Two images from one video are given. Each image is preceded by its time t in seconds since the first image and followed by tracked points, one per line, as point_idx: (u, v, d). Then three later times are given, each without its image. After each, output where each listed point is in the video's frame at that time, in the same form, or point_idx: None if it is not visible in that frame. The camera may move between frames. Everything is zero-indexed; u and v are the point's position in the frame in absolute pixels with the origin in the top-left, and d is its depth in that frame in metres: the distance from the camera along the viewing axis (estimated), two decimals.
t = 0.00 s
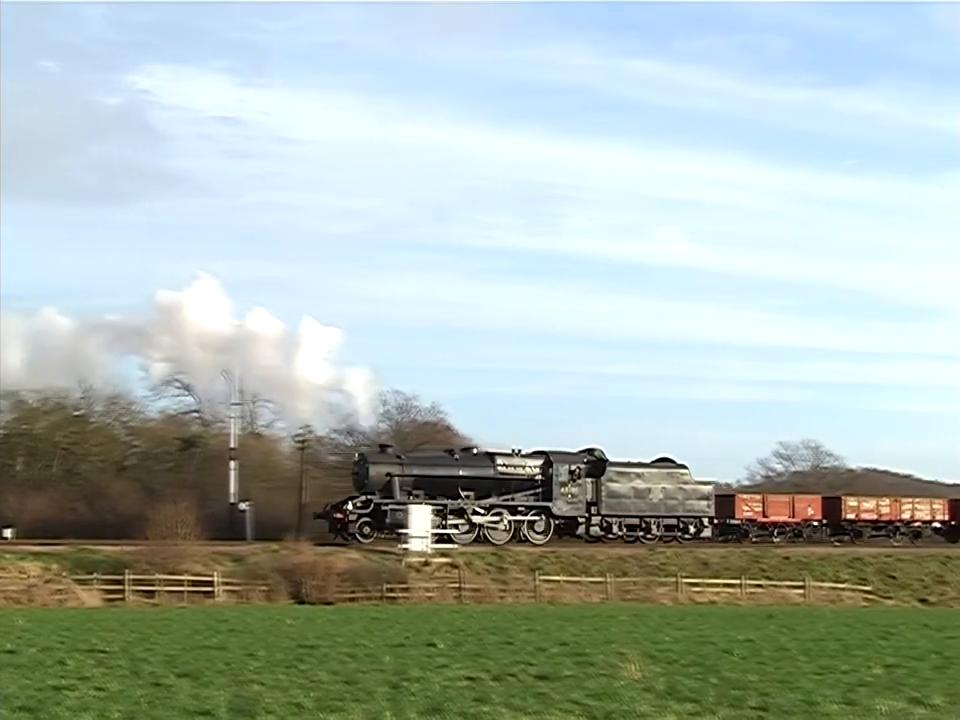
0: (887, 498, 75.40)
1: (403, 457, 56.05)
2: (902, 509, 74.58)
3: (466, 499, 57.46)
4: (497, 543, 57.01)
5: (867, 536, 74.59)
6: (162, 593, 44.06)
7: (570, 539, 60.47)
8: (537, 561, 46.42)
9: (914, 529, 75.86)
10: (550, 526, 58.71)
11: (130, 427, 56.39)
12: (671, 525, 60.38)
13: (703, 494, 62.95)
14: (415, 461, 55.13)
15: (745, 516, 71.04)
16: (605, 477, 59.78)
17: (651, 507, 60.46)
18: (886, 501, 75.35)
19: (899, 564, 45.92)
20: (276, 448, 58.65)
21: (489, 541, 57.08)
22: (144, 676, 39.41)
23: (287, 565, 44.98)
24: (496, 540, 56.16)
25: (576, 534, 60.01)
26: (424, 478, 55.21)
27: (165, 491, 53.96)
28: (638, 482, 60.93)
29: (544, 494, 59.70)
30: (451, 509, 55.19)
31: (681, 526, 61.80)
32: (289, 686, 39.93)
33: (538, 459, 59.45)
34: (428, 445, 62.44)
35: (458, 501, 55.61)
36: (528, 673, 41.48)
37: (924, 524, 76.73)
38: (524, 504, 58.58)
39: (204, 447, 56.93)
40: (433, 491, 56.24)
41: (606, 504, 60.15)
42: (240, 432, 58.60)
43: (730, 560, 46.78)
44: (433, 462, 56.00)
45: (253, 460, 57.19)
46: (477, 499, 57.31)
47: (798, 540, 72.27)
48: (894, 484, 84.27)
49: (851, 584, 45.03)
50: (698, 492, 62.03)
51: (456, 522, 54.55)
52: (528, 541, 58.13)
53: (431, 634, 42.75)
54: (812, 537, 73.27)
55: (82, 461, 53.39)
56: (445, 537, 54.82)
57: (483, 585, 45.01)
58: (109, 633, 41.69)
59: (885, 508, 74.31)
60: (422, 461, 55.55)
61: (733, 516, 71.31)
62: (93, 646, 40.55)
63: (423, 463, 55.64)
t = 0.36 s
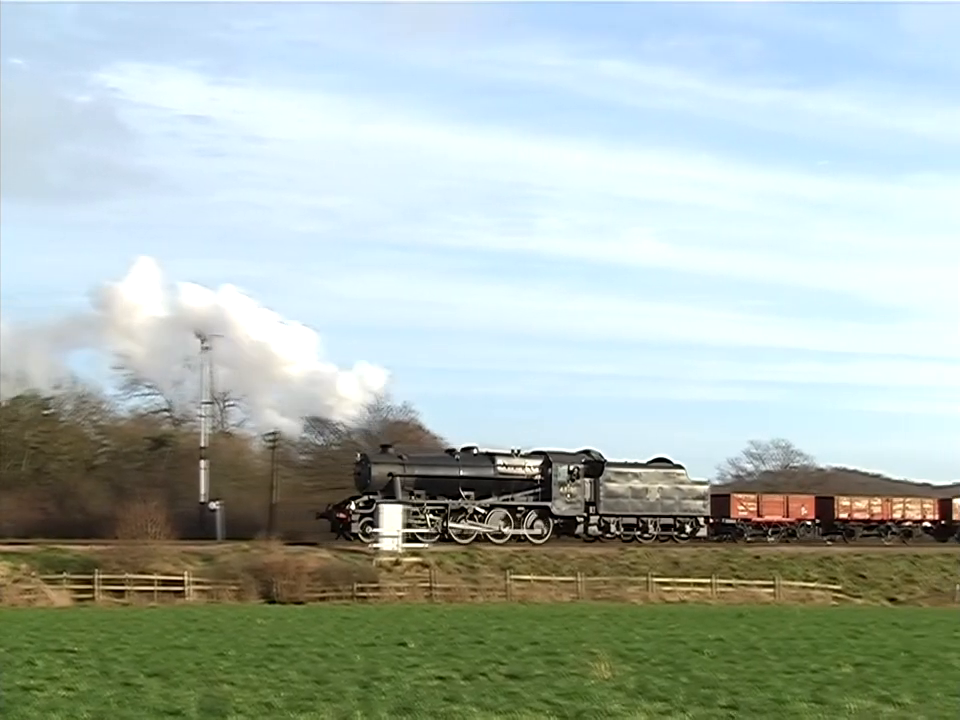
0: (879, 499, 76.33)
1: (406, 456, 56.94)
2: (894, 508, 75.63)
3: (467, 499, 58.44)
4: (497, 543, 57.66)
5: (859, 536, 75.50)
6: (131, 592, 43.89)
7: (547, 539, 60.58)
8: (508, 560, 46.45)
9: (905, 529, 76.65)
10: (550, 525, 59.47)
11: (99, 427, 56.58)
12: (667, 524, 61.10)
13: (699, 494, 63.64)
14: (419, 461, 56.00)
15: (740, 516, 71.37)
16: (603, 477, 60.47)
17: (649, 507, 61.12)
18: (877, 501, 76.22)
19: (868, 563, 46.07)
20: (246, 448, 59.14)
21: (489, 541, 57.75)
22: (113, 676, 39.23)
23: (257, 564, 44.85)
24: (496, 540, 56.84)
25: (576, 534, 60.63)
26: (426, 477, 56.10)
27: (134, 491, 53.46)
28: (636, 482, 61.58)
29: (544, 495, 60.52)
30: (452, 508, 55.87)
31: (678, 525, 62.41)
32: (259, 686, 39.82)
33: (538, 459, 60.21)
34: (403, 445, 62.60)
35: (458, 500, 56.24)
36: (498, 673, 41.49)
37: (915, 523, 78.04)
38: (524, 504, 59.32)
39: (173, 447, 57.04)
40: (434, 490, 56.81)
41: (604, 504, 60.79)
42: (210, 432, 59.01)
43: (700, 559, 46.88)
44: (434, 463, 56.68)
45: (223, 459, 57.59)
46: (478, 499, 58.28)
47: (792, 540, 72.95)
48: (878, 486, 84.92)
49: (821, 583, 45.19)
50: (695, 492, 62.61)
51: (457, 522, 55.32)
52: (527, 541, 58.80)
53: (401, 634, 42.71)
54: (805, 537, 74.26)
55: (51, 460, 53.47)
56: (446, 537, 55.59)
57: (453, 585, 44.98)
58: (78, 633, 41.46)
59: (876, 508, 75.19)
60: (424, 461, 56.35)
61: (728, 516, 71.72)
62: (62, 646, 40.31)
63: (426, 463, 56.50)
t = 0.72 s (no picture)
0: (869, 499, 76.86)
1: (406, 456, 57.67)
2: (884, 508, 76.20)
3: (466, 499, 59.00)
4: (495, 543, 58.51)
5: (849, 536, 76.14)
6: (101, 594, 43.75)
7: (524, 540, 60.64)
8: (478, 561, 46.49)
9: (895, 529, 77.11)
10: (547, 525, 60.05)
11: (67, 428, 56.66)
12: (662, 525, 61.75)
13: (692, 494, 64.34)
14: (419, 462, 56.89)
15: (734, 516, 71.29)
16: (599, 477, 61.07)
17: (644, 507, 61.74)
18: (867, 500, 76.72)
19: (837, 563, 46.22)
20: (215, 449, 59.31)
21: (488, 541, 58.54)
22: (82, 678, 39.05)
23: (227, 565, 44.79)
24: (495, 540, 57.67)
25: (572, 534, 61.22)
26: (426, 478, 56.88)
27: (104, 492, 53.24)
28: (631, 483, 62.16)
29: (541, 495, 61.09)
30: (450, 508, 56.71)
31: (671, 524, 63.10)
32: (228, 687, 39.72)
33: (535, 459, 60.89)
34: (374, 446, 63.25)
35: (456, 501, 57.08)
36: (468, 673, 41.49)
37: (904, 524, 78.99)
38: (523, 504, 60.03)
39: (142, 448, 57.18)
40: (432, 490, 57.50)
41: (600, 504, 61.33)
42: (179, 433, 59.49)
43: (670, 559, 46.96)
44: (433, 464, 57.25)
45: (193, 459, 57.64)
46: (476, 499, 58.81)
47: (785, 540, 73.19)
48: (864, 488, 85.29)
49: (790, 584, 45.33)
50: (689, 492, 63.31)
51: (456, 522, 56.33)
52: (524, 541, 59.51)
53: (371, 635, 42.68)
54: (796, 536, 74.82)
55: (20, 462, 53.10)
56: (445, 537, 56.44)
57: (423, 585, 44.97)
58: (46, 635, 41.26)
59: (866, 508, 75.68)
60: (424, 462, 57.18)
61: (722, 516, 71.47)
62: (30, 648, 40.11)
63: (426, 463, 57.27)
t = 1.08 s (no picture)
0: (864, 499, 77.28)
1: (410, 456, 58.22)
2: (881, 508, 76.40)
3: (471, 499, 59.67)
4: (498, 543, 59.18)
5: (846, 536, 76.31)
6: (76, 594, 43.64)
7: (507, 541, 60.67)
8: (454, 560, 46.51)
9: (890, 529, 77.48)
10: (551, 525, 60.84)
11: (42, 428, 56.22)
12: (663, 525, 62.59)
13: (690, 495, 65.23)
14: (425, 462, 57.52)
15: (734, 516, 71.63)
16: (601, 478, 61.98)
17: (645, 507, 62.63)
18: (864, 501, 77.06)
19: (812, 562, 46.37)
20: (191, 448, 59.21)
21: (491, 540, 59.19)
22: (57, 679, 38.88)
23: (203, 565, 44.74)
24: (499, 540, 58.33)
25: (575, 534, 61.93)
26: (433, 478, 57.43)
27: (80, 492, 53.12)
28: (631, 482, 62.91)
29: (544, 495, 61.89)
30: (454, 508, 57.27)
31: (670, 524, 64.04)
32: (203, 688, 39.64)
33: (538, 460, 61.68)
34: (350, 447, 63.39)
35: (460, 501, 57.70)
36: (444, 673, 41.47)
37: (899, 524, 79.27)
38: (526, 504, 60.75)
39: (117, 447, 56.86)
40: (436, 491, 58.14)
41: (601, 504, 62.15)
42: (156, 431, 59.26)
43: (646, 559, 47.06)
44: (439, 465, 57.87)
45: (168, 459, 57.48)
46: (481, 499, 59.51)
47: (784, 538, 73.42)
48: (858, 488, 85.62)
49: (765, 583, 45.43)
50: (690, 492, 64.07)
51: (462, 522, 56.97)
52: (527, 541, 60.08)
53: (347, 635, 42.63)
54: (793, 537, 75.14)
55: None
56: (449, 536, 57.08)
57: (399, 585, 44.94)
58: (21, 636, 41.08)
59: (863, 508, 76.02)
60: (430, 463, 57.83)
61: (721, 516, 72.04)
62: (4, 649, 39.92)
63: (432, 464, 57.90)
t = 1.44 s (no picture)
0: (853, 500, 77.70)
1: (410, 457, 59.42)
2: (870, 508, 76.85)
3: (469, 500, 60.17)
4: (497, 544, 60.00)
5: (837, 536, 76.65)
6: (45, 595, 43.48)
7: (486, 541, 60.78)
8: (424, 561, 46.51)
9: (880, 529, 77.89)
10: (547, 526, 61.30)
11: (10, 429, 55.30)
12: (658, 525, 62.90)
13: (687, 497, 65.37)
14: (425, 462, 58.73)
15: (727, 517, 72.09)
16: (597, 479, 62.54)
17: (640, 507, 63.05)
18: (854, 502, 77.57)
19: (781, 562, 46.50)
20: (161, 448, 58.70)
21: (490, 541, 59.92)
22: (25, 680, 38.67)
23: (172, 565, 44.63)
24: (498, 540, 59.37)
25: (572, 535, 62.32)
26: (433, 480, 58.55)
27: (50, 492, 52.93)
28: (627, 483, 63.34)
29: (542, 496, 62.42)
30: (453, 509, 58.35)
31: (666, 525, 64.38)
32: (173, 689, 39.49)
33: (536, 460, 62.71)
34: (321, 448, 63.43)
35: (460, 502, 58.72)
36: (414, 674, 41.43)
37: (888, 524, 79.62)
38: (524, 504, 61.22)
39: (86, 448, 56.08)
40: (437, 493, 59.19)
41: (597, 505, 62.62)
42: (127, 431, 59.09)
43: (616, 559, 47.14)
44: (440, 466, 59.18)
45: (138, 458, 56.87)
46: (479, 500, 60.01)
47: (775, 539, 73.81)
48: (848, 489, 86.13)
49: (735, 583, 45.54)
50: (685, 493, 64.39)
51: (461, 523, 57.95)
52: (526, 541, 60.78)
53: (317, 635, 42.57)
54: (784, 538, 75.51)
55: None
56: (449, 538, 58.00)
57: (370, 586, 44.93)
58: None
59: (853, 508, 76.55)
60: (431, 464, 59.03)
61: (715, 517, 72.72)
62: None
63: (432, 465, 59.12)
